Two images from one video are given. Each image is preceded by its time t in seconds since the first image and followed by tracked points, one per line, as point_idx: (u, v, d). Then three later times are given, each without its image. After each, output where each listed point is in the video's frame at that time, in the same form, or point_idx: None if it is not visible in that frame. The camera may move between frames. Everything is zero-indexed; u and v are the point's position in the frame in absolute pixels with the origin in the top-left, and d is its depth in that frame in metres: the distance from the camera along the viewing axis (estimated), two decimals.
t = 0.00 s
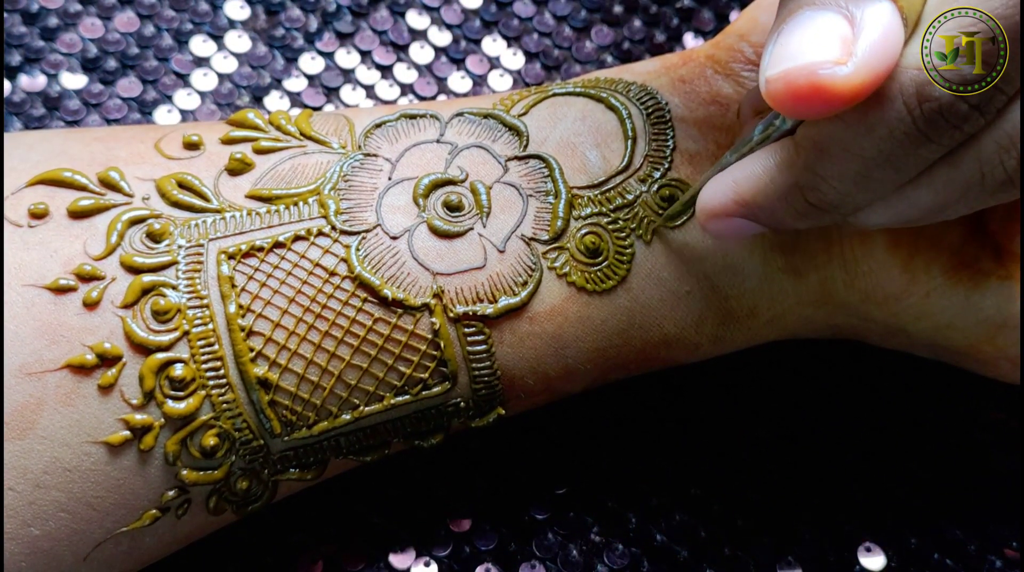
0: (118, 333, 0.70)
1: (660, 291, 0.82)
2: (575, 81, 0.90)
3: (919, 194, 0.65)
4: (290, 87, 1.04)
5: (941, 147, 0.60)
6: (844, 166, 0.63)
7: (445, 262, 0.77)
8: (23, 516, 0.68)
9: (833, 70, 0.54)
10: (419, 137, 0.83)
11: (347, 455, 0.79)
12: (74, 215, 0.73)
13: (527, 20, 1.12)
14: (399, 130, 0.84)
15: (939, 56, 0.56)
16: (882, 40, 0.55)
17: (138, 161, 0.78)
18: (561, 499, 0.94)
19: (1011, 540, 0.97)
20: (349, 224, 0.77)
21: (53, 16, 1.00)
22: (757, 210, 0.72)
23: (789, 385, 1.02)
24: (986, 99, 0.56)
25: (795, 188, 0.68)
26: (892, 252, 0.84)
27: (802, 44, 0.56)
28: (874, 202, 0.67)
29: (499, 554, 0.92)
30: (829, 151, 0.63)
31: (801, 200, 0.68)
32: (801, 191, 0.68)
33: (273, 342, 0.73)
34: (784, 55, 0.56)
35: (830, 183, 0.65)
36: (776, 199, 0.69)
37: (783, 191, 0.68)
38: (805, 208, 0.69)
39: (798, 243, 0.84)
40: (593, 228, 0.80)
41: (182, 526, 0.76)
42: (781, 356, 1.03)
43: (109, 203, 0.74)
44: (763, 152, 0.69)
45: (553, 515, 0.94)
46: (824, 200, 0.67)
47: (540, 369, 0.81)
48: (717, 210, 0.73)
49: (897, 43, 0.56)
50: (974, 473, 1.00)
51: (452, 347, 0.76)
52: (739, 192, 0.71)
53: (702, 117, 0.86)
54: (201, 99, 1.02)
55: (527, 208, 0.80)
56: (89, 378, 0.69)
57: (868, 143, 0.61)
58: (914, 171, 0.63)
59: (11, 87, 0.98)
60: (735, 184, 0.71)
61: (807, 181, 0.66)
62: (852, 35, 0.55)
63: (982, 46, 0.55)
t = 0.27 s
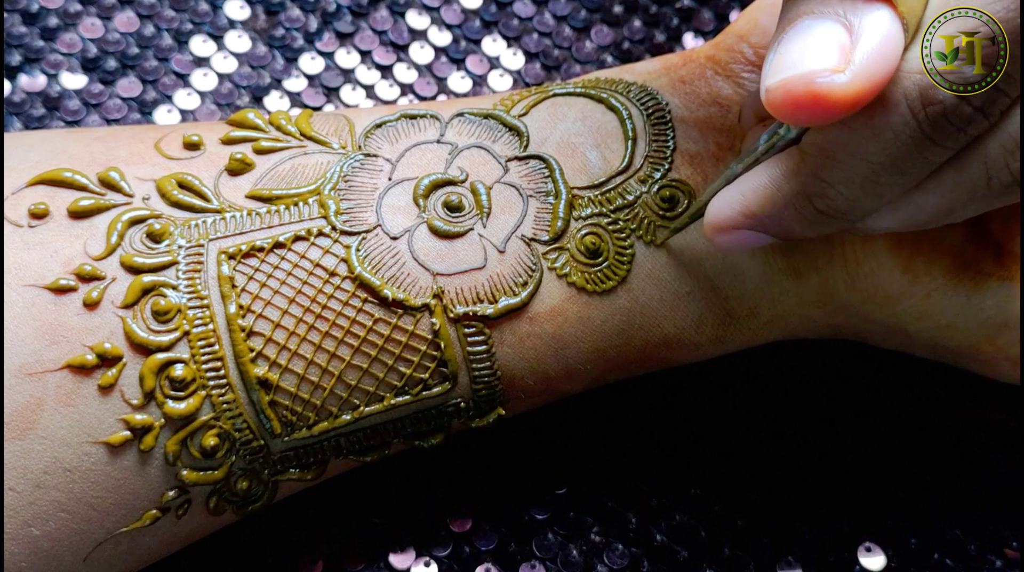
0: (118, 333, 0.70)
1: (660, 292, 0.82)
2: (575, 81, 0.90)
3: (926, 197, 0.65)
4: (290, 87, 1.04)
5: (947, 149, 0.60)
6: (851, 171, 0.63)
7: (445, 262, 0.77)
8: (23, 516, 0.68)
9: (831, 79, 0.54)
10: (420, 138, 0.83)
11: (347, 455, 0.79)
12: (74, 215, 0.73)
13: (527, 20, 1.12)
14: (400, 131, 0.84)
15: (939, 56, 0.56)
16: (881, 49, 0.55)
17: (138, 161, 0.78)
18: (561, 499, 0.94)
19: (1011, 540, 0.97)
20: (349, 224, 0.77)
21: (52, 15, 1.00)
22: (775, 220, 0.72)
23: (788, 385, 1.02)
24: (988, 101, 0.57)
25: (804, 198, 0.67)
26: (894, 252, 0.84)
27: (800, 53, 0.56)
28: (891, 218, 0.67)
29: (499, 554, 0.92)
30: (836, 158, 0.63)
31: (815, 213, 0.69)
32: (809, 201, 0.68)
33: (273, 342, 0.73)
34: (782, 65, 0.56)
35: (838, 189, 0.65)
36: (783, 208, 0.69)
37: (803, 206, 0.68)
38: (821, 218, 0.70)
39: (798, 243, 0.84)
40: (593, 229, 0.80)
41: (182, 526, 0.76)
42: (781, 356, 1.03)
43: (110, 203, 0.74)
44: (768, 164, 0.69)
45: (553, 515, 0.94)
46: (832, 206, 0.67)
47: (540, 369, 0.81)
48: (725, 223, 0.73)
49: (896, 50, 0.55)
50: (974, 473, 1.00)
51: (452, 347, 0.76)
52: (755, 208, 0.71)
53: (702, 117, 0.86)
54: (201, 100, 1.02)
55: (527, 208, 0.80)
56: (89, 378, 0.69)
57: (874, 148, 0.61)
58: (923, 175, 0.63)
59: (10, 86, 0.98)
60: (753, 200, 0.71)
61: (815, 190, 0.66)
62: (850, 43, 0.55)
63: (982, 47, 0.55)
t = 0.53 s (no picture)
0: (118, 333, 0.70)
1: (660, 291, 0.82)
2: (575, 81, 0.90)
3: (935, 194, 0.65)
4: (290, 87, 1.04)
5: (955, 144, 0.60)
6: (859, 169, 0.63)
7: (445, 262, 0.77)
8: (22, 515, 0.68)
9: (836, 76, 0.54)
10: (420, 137, 0.83)
11: (347, 454, 0.79)
12: (74, 215, 0.73)
13: (527, 20, 1.12)
14: (400, 131, 0.84)
15: (939, 56, 0.56)
16: (886, 46, 0.55)
17: (138, 161, 0.78)
18: (561, 499, 0.94)
19: (1011, 540, 0.97)
20: (349, 223, 0.77)
21: (52, 15, 1.00)
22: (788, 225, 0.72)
23: (789, 385, 1.02)
24: (996, 95, 0.57)
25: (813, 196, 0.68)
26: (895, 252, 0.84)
27: (805, 51, 0.55)
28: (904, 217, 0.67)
29: (499, 554, 0.92)
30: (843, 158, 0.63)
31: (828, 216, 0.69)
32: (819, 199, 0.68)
33: (273, 342, 0.73)
34: (788, 64, 0.55)
35: (847, 188, 0.65)
36: (793, 207, 0.69)
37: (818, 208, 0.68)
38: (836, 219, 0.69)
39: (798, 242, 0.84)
40: (593, 228, 0.80)
41: (182, 526, 0.76)
42: (781, 356, 1.03)
43: (110, 202, 0.74)
44: (774, 165, 0.69)
45: (553, 515, 0.94)
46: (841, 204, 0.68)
47: (540, 369, 0.81)
48: (735, 224, 0.73)
49: (901, 46, 0.55)
50: (974, 473, 1.00)
51: (452, 347, 0.76)
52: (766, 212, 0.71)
53: (703, 117, 0.86)
54: (200, 100, 1.02)
55: (527, 207, 0.80)
56: (89, 377, 0.69)
57: (883, 144, 0.61)
58: (932, 171, 0.63)
59: (10, 86, 0.98)
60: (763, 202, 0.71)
61: (824, 188, 0.66)
62: (855, 41, 0.55)
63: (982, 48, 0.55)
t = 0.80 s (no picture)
0: (119, 335, 0.69)
1: (661, 293, 0.82)
2: (576, 83, 0.90)
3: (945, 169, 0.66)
4: (290, 87, 1.04)
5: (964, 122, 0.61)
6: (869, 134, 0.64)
7: (447, 264, 0.77)
8: (24, 517, 0.68)
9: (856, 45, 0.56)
10: (421, 139, 0.83)
11: (349, 457, 0.79)
12: (75, 216, 0.72)
13: (527, 20, 1.12)
14: (401, 132, 0.83)
15: (940, 55, 0.59)
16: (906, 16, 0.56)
17: (139, 163, 0.77)
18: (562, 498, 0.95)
19: (1011, 540, 0.97)
20: (350, 225, 0.77)
21: (51, 16, 1.00)
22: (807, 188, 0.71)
23: (789, 386, 1.02)
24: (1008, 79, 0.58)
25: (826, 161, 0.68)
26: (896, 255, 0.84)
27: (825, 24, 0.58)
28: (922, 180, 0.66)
29: (499, 554, 0.92)
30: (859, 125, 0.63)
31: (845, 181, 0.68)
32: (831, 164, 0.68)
33: (274, 344, 0.73)
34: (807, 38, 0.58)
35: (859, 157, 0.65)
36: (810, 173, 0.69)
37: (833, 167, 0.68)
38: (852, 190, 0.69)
39: (800, 243, 0.84)
40: (595, 230, 0.80)
41: (183, 528, 0.76)
42: (782, 356, 1.03)
43: (111, 204, 0.74)
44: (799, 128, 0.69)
45: (553, 515, 0.94)
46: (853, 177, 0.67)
47: (542, 371, 0.81)
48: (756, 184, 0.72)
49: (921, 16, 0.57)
50: (974, 473, 1.00)
51: (454, 349, 0.76)
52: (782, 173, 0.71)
53: (704, 119, 0.86)
54: (200, 100, 1.01)
55: (529, 209, 0.80)
56: (91, 380, 0.68)
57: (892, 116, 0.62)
58: (951, 145, 0.63)
59: (10, 86, 0.98)
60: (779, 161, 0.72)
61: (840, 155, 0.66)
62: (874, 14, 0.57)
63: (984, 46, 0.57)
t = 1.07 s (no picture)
0: (118, 330, 0.70)
1: (660, 292, 0.82)
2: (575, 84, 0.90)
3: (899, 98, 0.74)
4: (290, 87, 1.05)
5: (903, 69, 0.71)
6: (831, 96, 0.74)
7: (445, 261, 0.77)
8: (21, 513, 0.68)
9: None
10: (420, 139, 0.83)
11: (347, 455, 0.79)
12: (74, 212, 0.73)
13: (527, 20, 1.12)
14: (400, 132, 0.84)
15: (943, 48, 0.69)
16: None
17: (139, 160, 0.78)
18: (562, 499, 0.95)
19: (1012, 540, 0.97)
20: (349, 223, 0.77)
21: (52, 16, 1.00)
22: (796, 152, 0.77)
23: (789, 386, 1.01)
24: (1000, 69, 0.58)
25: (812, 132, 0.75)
26: (895, 256, 0.81)
27: None
28: (895, 82, 0.72)
29: (499, 554, 0.92)
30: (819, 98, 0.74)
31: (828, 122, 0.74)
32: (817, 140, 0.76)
33: (272, 341, 0.73)
34: None
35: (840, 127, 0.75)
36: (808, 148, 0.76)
37: (820, 113, 0.74)
38: (832, 134, 0.75)
39: (795, 243, 0.84)
40: (593, 229, 0.80)
41: (181, 525, 0.76)
42: (782, 355, 1.03)
43: (110, 200, 0.74)
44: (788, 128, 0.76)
45: (553, 515, 0.94)
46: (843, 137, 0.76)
47: (540, 370, 0.81)
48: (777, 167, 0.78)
49: None
50: (975, 473, 1.00)
51: (452, 347, 0.77)
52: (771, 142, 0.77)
53: (700, 120, 0.87)
54: (200, 100, 1.02)
55: (527, 208, 0.80)
56: (89, 375, 0.69)
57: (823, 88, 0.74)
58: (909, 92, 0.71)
59: (11, 87, 0.98)
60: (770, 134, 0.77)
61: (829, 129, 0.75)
62: None
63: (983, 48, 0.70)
